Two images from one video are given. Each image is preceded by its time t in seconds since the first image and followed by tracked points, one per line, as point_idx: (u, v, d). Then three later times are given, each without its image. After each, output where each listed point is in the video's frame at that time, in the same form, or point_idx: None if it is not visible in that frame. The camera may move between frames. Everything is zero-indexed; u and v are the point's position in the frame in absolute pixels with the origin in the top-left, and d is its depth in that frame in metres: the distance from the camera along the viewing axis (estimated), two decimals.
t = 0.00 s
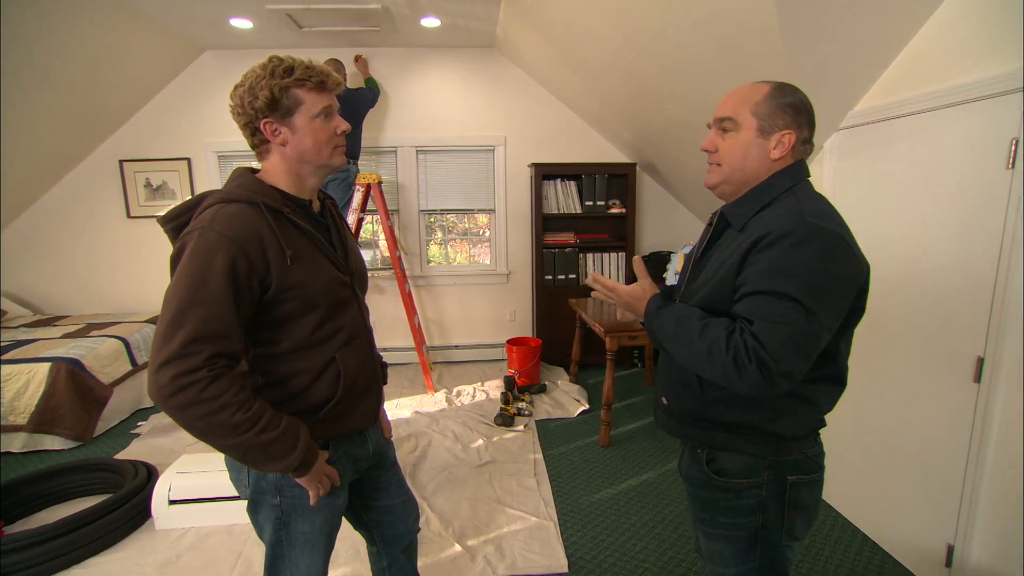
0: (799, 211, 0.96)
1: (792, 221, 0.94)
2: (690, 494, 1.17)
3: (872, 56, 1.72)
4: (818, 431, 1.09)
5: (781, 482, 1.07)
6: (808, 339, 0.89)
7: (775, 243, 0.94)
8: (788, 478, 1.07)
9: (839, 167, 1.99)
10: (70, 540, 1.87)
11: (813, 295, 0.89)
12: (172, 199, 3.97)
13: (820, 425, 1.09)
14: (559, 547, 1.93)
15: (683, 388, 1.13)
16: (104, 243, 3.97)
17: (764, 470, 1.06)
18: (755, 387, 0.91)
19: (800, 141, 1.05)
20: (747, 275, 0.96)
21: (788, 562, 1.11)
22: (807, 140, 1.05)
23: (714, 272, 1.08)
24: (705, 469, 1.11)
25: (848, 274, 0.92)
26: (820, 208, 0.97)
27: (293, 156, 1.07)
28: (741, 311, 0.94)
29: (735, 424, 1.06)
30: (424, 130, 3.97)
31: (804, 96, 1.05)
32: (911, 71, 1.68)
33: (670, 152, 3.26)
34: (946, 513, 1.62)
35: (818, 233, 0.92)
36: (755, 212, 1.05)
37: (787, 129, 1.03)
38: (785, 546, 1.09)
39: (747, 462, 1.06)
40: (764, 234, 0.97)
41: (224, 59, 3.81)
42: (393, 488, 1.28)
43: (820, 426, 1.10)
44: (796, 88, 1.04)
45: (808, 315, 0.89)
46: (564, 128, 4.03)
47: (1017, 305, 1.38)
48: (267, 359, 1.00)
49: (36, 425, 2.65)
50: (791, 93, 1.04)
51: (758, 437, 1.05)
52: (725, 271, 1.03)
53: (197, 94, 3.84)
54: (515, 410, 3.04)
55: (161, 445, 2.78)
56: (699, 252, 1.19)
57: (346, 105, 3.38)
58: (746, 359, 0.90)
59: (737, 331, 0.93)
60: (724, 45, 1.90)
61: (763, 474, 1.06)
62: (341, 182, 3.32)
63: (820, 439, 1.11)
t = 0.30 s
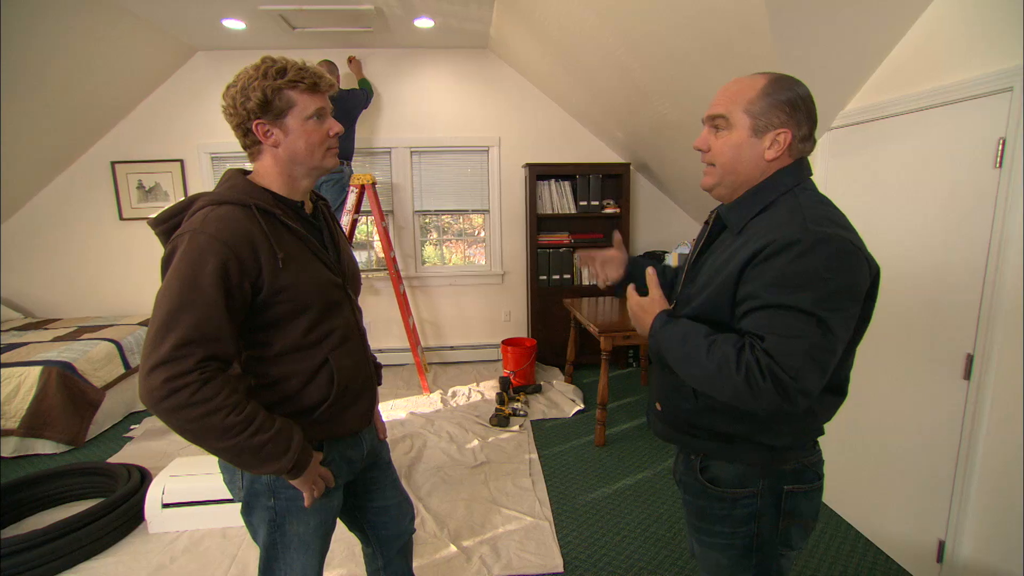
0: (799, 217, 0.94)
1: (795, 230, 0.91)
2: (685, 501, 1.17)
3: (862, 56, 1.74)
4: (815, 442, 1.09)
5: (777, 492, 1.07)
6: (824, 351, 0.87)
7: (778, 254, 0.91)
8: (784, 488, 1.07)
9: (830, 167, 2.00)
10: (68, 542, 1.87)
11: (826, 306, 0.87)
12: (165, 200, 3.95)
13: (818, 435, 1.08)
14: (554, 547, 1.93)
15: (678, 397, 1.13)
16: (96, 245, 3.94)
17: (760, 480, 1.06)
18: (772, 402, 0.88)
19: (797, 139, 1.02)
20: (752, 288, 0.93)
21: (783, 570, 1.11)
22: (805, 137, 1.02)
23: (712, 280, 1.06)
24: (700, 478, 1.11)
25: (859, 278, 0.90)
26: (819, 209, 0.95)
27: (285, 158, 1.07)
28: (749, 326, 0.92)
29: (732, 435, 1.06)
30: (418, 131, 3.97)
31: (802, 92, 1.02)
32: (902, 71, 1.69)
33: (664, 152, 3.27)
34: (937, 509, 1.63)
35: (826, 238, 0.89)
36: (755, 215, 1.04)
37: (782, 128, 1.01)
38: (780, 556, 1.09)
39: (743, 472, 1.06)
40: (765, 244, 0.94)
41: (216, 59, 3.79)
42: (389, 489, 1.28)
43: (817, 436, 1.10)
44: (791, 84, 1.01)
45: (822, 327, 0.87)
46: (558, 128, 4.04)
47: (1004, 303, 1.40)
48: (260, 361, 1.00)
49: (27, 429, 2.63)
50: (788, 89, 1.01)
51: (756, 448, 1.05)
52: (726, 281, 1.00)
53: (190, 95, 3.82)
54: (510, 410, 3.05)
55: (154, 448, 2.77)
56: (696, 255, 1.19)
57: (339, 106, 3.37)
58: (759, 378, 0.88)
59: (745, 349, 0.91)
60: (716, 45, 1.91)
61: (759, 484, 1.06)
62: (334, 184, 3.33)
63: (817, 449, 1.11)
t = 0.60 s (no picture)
0: (807, 226, 0.93)
1: (804, 242, 0.90)
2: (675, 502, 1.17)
3: (855, 56, 1.75)
4: (807, 447, 1.09)
5: (767, 496, 1.07)
6: (826, 367, 0.88)
7: (785, 266, 0.90)
8: (775, 492, 1.07)
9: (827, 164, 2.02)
10: (66, 543, 1.87)
11: (831, 320, 0.88)
12: (160, 201, 3.94)
13: (811, 440, 1.08)
14: (550, 546, 1.94)
15: (669, 400, 1.13)
16: (90, 245, 3.92)
17: (750, 483, 1.07)
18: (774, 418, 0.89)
19: (802, 140, 1.00)
20: (756, 300, 0.93)
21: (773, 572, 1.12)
22: (810, 138, 1.01)
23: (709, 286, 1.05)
24: (690, 479, 1.12)
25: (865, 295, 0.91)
26: (824, 218, 0.95)
27: (279, 158, 1.07)
28: (754, 340, 0.92)
29: (723, 438, 1.06)
30: (414, 132, 3.98)
31: (809, 92, 1.00)
32: (895, 71, 1.70)
33: (659, 153, 3.29)
34: (929, 508, 1.65)
35: (835, 251, 0.88)
36: (757, 219, 1.02)
37: (785, 129, 0.99)
38: (770, 558, 1.10)
39: (732, 475, 1.07)
40: (770, 254, 0.93)
41: (211, 59, 3.78)
42: (384, 489, 1.28)
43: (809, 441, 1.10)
44: (796, 84, 1.00)
45: (827, 343, 0.88)
46: (554, 129, 4.05)
47: (995, 303, 1.41)
48: (254, 361, 1.00)
49: (18, 432, 2.57)
50: (793, 88, 0.99)
51: (746, 453, 1.05)
52: (725, 288, 0.99)
53: (185, 96, 3.81)
54: (506, 411, 3.05)
55: (149, 449, 2.76)
56: (692, 254, 1.19)
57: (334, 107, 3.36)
58: (763, 394, 0.87)
59: (749, 364, 0.90)
60: (711, 46, 1.92)
61: (749, 487, 1.07)
62: (330, 185, 3.29)
63: (810, 453, 1.11)
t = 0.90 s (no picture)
0: (806, 229, 0.93)
1: (803, 245, 0.90)
2: (670, 501, 1.18)
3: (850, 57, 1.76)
4: (802, 447, 1.10)
5: (762, 494, 1.08)
6: (826, 371, 0.88)
7: (785, 270, 0.90)
8: (770, 491, 1.08)
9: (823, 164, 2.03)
10: (61, 543, 1.87)
11: (830, 324, 0.88)
12: (155, 200, 3.92)
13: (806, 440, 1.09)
14: (545, 546, 1.95)
15: (664, 401, 1.14)
16: (85, 244, 3.90)
17: (745, 482, 1.07)
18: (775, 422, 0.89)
19: (806, 144, 1.01)
20: (755, 303, 0.93)
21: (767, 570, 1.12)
22: (814, 143, 1.02)
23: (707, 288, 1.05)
24: (686, 478, 1.12)
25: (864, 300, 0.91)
26: (823, 221, 0.95)
27: (274, 158, 1.07)
28: (754, 345, 0.92)
29: (719, 438, 1.06)
30: (411, 131, 3.97)
31: (818, 95, 1.01)
32: (891, 72, 1.71)
33: (655, 153, 3.29)
34: (922, 506, 1.66)
35: (836, 255, 0.88)
36: (756, 220, 1.03)
37: (791, 131, 1.00)
38: (765, 556, 1.11)
39: (727, 474, 1.07)
40: (770, 258, 0.93)
41: (207, 58, 3.77)
42: (379, 489, 1.28)
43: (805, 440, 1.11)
44: (806, 86, 1.00)
45: (827, 346, 0.88)
46: (550, 129, 4.05)
47: (987, 304, 1.42)
48: (249, 361, 0.99)
49: (13, 431, 2.60)
50: (802, 91, 1.00)
51: (741, 453, 1.05)
52: (723, 290, 1.00)
53: (180, 95, 3.80)
54: (502, 410, 3.06)
55: (144, 450, 2.75)
56: (689, 256, 1.19)
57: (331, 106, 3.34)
58: (763, 398, 0.87)
59: (749, 368, 0.90)
60: (707, 45, 1.93)
61: (744, 486, 1.07)
62: (326, 183, 3.27)
63: (804, 453, 1.11)
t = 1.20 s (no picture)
0: (804, 226, 0.93)
1: (804, 242, 0.91)
2: (671, 500, 1.18)
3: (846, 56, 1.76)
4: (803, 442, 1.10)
5: (764, 490, 1.08)
6: (832, 365, 0.88)
7: (786, 267, 0.90)
8: (772, 487, 1.08)
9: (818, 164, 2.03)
10: (57, 543, 1.86)
11: (834, 319, 0.88)
12: (151, 199, 3.91)
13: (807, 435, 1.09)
14: (543, 544, 1.95)
15: (664, 401, 1.14)
16: (80, 244, 3.88)
17: (747, 479, 1.07)
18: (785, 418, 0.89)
19: (800, 140, 1.02)
20: (758, 301, 0.93)
21: (767, 566, 1.13)
22: (807, 139, 1.03)
23: (707, 288, 1.05)
24: (688, 477, 1.12)
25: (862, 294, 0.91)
26: (821, 217, 0.95)
27: (271, 156, 1.07)
28: (760, 342, 0.92)
29: (721, 436, 1.07)
30: (408, 130, 3.97)
31: (808, 92, 1.02)
32: (887, 71, 1.71)
33: (652, 152, 3.30)
34: (917, 503, 1.67)
35: (835, 251, 0.89)
36: (753, 220, 1.03)
37: (786, 128, 1.00)
38: (766, 552, 1.11)
39: (729, 471, 1.07)
40: (771, 256, 0.93)
41: (202, 57, 3.75)
42: (376, 488, 1.28)
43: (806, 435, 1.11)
44: (797, 83, 1.01)
45: (832, 341, 0.88)
46: (547, 127, 4.05)
47: (982, 301, 1.42)
48: (245, 360, 0.99)
49: (9, 430, 2.60)
50: (794, 87, 1.00)
51: (743, 450, 1.05)
52: (723, 289, 1.00)
53: (176, 93, 3.78)
54: (500, 409, 3.06)
55: (140, 450, 2.74)
56: (687, 255, 1.19)
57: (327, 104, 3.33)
58: (773, 394, 0.87)
59: (756, 366, 0.90)
60: (704, 44, 1.93)
61: (747, 483, 1.08)
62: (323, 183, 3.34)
63: (805, 448, 1.12)
